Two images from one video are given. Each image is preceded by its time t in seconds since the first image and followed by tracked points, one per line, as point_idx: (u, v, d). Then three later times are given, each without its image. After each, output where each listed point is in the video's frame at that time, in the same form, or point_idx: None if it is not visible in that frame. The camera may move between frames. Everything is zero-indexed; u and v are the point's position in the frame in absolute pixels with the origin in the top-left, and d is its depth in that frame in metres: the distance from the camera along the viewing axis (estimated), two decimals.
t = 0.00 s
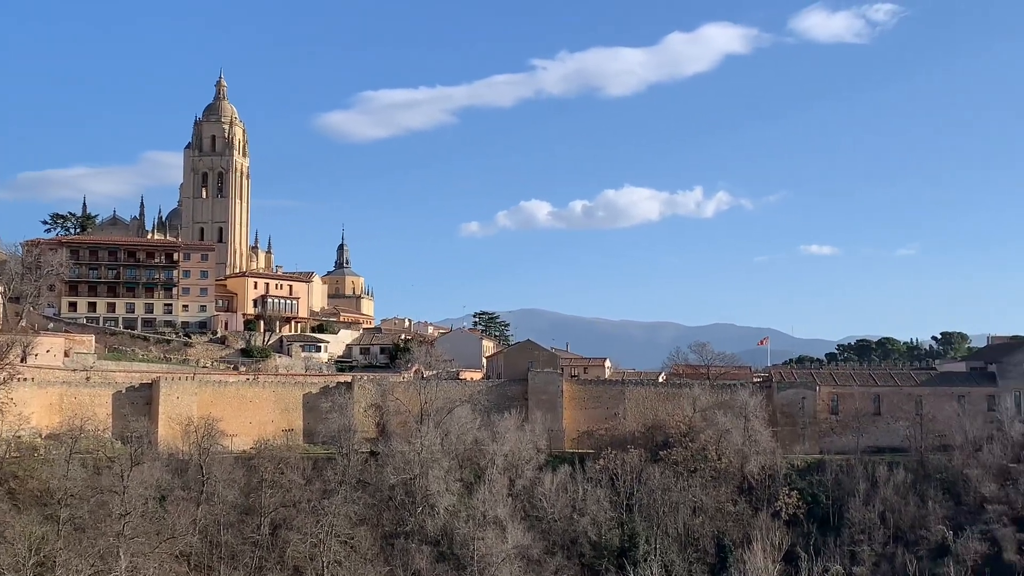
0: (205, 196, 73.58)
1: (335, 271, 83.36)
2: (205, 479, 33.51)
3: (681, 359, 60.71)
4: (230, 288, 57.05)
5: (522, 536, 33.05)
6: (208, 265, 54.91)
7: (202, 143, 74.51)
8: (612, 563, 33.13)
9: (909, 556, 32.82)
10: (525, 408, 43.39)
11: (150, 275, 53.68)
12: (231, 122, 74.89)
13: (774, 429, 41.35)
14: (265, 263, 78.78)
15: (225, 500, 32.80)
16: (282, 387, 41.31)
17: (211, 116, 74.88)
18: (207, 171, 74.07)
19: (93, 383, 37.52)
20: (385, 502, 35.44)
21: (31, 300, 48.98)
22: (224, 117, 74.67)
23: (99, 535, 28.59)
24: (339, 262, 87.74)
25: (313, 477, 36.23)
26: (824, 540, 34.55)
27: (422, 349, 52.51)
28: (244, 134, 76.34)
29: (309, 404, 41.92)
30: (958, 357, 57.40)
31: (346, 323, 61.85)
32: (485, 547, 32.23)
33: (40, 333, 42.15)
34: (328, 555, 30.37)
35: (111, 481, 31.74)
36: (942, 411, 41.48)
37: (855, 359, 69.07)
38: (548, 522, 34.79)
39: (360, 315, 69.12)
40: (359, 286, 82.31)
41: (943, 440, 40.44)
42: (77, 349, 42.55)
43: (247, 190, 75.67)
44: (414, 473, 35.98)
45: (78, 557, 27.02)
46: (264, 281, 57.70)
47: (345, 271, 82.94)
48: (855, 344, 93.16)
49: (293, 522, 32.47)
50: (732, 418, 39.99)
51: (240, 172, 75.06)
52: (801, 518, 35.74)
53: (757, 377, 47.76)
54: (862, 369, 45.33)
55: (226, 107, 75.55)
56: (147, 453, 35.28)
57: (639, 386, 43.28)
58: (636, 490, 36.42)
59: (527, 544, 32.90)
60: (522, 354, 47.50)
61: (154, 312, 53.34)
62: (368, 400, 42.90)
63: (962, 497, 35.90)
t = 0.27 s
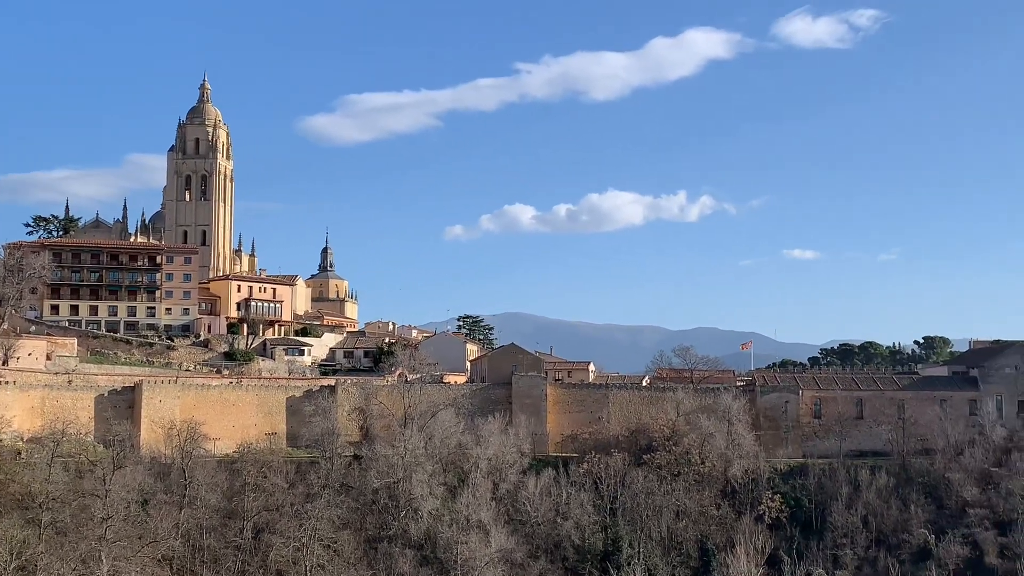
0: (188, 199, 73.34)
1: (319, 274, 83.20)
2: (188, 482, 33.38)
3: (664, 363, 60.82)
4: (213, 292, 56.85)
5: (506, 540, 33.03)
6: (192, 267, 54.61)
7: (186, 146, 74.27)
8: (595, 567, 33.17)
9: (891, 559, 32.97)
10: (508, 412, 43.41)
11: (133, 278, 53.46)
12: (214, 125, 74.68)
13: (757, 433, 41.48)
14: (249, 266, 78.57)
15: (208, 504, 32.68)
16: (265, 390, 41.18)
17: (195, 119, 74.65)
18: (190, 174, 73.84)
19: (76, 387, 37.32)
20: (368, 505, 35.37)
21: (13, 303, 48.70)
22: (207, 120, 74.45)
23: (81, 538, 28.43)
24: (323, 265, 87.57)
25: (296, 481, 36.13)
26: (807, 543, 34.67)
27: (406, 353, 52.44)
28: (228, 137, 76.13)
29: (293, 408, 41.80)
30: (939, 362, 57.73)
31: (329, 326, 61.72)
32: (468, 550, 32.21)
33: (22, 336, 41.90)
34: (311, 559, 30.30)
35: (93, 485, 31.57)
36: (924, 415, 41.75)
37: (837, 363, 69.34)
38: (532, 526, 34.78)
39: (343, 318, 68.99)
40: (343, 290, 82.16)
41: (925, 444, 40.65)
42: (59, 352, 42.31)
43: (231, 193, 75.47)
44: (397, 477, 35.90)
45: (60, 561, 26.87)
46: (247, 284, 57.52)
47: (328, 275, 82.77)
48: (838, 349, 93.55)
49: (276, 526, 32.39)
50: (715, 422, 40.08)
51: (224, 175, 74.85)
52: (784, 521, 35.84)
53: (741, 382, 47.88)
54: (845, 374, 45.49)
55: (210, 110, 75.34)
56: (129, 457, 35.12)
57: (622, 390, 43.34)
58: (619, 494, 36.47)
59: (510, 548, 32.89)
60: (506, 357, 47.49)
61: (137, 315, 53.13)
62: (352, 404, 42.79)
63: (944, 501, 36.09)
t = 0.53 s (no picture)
0: (180, 202, 73.23)
1: (312, 277, 83.10)
2: (179, 486, 33.30)
3: (657, 367, 60.82)
4: (206, 295, 56.75)
5: (498, 544, 33.00)
6: (183, 270, 54.64)
7: (178, 149, 74.16)
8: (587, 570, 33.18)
9: (883, 563, 33.01)
10: (501, 415, 43.39)
11: (125, 281, 53.33)
12: (207, 128, 74.59)
13: (750, 437, 41.51)
14: (241, 269, 78.45)
15: (199, 508, 32.61)
16: (257, 394, 41.10)
17: (187, 122, 74.55)
18: (183, 177, 73.74)
19: (67, 390, 37.23)
20: (361, 509, 35.30)
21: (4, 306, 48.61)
22: (200, 123, 74.36)
23: (72, 542, 28.34)
24: (316, 268, 87.49)
25: (288, 484, 36.06)
26: (799, 547, 34.70)
27: (399, 356, 52.39)
28: (221, 139, 76.04)
29: (285, 411, 41.72)
30: (932, 365, 57.81)
31: (322, 329, 61.64)
32: (461, 554, 32.17)
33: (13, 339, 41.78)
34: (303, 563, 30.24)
35: (84, 488, 31.47)
36: (916, 419, 41.80)
37: (830, 367, 69.43)
38: (524, 529, 34.75)
39: (336, 321, 68.89)
40: (336, 292, 82.06)
41: (917, 448, 40.70)
42: (50, 355, 42.19)
43: (223, 196, 75.38)
44: (390, 480, 35.83)
45: (51, 565, 26.80)
46: (239, 287, 57.43)
47: (321, 278, 82.67)
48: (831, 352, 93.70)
49: (268, 529, 32.33)
50: (708, 426, 40.11)
51: (216, 178, 74.76)
52: (776, 525, 35.87)
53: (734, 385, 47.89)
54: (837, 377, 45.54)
55: (203, 113, 75.25)
56: (121, 460, 35.04)
57: (615, 394, 43.34)
58: (611, 498, 36.46)
59: (502, 552, 32.86)
60: (499, 361, 47.45)
61: (129, 318, 53.01)
62: (344, 407, 42.69)
63: (935, 504, 36.16)
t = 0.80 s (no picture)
0: (181, 205, 73.28)
1: (312, 279, 83.14)
2: (181, 489, 33.33)
3: (658, 368, 60.83)
4: (207, 297, 56.80)
5: (499, 546, 33.01)
6: (184, 274, 54.96)
7: (179, 152, 74.20)
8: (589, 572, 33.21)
9: (884, 564, 33.03)
10: (502, 417, 43.41)
11: (126, 283, 53.39)
12: (208, 131, 74.64)
13: (751, 438, 41.53)
14: (242, 271, 78.50)
15: (201, 510, 32.63)
16: (259, 396, 41.12)
17: (188, 125, 74.59)
18: (184, 180, 73.80)
19: (69, 393, 37.24)
20: (362, 511, 35.31)
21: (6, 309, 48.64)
22: (200, 126, 74.41)
23: (74, 544, 28.36)
24: (316, 270, 87.54)
25: (290, 486, 36.07)
26: (800, 548, 34.72)
27: (399, 358, 52.40)
28: (221, 142, 76.08)
29: (286, 413, 41.73)
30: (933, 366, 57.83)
31: (323, 331, 61.67)
32: (462, 556, 32.18)
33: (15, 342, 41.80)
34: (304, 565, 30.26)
35: (86, 491, 31.49)
36: (917, 419, 41.80)
37: (831, 368, 69.46)
38: (525, 531, 34.76)
39: (337, 323, 68.91)
40: (336, 294, 82.09)
41: (918, 449, 40.72)
42: (52, 358, 42.21)
43: (224, 199, 75.43)
44: (391, 482, 35.83)
45: (53, 568, 26.82)
46: (240, 289, 57.47)
47: (322, 280, 82.70)
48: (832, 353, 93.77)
49: (270, 532, 32.36)
50: (709, 427, 40.12)
51: (217, 181, 74.81)
52: (778, 526, 35.88)
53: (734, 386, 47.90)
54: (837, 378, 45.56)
55: (203, 116, 75.31)
56: (123, 463, 35.06)
57: (616, 396, 43.36)
58: (612, 499, 36.48)
59: (504, 554, 32.87)
60: (499, 362, 47.46)
61: (130, 321, 53.04)
62: (345, 409, 42.69)
63: (937, 505, 36.18)
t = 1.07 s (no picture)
0: (186, 206, 73.40)
1: (318, 281, 83.24)
2: (188, 490, 33.40)
3: (663, 368, 60.82)
4: (212, 299, 56.88)
5: (505, 546, 33.03)
6: (190, 275, 55.01)
7: (184, 154, 74.29)
8: (595, 572, 33.24)
9: (891, 563, 33.03)
10: (507, 417, 43.44)
11: (132, 285, 53.47)
12: (213, 133, 74.76)
13: (757, 437, 41.52)
14: (248, 273, 78.61)
15: (208, 511, 32.70)
16: (265, 398, 41.20)
17: (193, 127, 74.70)
18: (189, 182, 73.93)
19: (76, 395, 37.32)
20: (369, 511, 35.36)
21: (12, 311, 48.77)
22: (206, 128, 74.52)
23: (82, 546, 28.43)
24: (322, 272, 87.63)
25: (296, 487, 36.13)
26: (807, 547, 34.72)
27: (405, 358, 52.46)
28: (226, 144, 76.18)
29: (292, 414, 41.80)
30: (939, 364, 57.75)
31: (328, 332, 61.75)
32: (469, 556, 32.21)
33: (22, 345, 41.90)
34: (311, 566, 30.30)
35: (93, 493, 31.56)
36: (924, 418, 41.77)
37: (837, 367, 69.42)
38: (531, 531, 34.79)
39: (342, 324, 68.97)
40: (342, 295, 82.17)
41: (924, 447, 40.68)
42: (59, 361, 42.29)
43: (229, 201, 75.55)
44: (397, 482, 35.87)
45: (61, 570, 26.91)
46: (246, 291, 57.57)
47: (327, 281, 82.79)
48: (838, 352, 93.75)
49: (277, 533, 32.43)
50: (715, 426, 40.13)
51: (222, 182, 74.93)
52: (784, 526, 35.88)
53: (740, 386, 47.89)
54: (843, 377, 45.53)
55: (209, 118, 75.42)
56: (130, 465, 35.14)
57: (621, 396, 43.38)
58: (619, 499, 36.49)
59: (510, 554, 32.89)
60: (505, 363, 47.49)
61: (137, 323, 53.13)
62: (351, 410, 42.73)
63: (943, 503, 36.16)
